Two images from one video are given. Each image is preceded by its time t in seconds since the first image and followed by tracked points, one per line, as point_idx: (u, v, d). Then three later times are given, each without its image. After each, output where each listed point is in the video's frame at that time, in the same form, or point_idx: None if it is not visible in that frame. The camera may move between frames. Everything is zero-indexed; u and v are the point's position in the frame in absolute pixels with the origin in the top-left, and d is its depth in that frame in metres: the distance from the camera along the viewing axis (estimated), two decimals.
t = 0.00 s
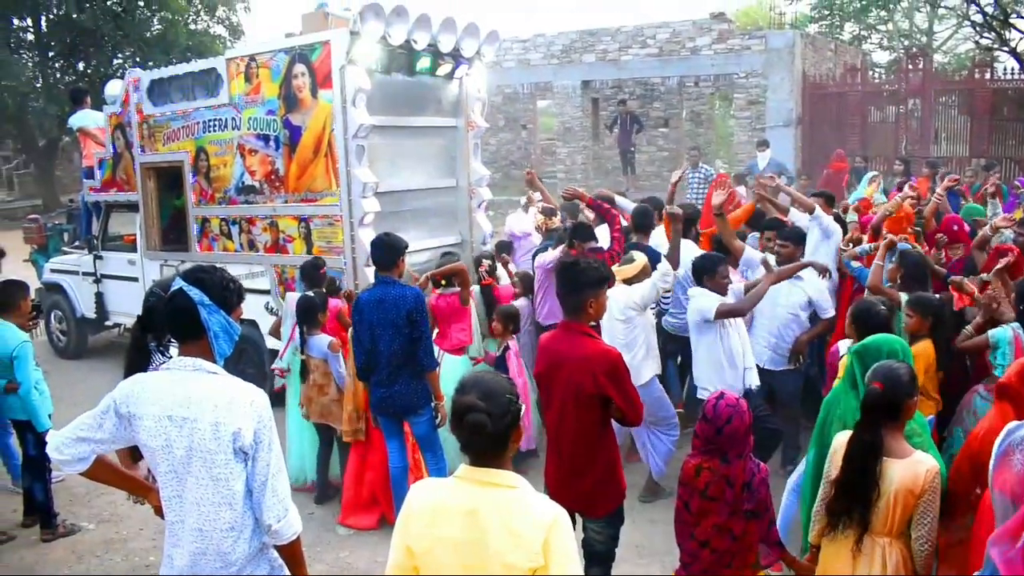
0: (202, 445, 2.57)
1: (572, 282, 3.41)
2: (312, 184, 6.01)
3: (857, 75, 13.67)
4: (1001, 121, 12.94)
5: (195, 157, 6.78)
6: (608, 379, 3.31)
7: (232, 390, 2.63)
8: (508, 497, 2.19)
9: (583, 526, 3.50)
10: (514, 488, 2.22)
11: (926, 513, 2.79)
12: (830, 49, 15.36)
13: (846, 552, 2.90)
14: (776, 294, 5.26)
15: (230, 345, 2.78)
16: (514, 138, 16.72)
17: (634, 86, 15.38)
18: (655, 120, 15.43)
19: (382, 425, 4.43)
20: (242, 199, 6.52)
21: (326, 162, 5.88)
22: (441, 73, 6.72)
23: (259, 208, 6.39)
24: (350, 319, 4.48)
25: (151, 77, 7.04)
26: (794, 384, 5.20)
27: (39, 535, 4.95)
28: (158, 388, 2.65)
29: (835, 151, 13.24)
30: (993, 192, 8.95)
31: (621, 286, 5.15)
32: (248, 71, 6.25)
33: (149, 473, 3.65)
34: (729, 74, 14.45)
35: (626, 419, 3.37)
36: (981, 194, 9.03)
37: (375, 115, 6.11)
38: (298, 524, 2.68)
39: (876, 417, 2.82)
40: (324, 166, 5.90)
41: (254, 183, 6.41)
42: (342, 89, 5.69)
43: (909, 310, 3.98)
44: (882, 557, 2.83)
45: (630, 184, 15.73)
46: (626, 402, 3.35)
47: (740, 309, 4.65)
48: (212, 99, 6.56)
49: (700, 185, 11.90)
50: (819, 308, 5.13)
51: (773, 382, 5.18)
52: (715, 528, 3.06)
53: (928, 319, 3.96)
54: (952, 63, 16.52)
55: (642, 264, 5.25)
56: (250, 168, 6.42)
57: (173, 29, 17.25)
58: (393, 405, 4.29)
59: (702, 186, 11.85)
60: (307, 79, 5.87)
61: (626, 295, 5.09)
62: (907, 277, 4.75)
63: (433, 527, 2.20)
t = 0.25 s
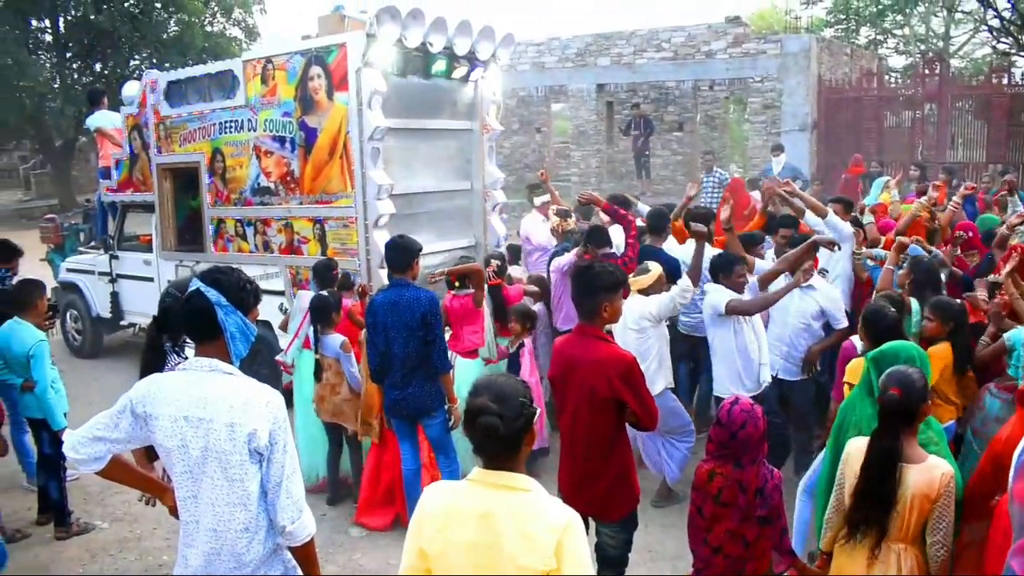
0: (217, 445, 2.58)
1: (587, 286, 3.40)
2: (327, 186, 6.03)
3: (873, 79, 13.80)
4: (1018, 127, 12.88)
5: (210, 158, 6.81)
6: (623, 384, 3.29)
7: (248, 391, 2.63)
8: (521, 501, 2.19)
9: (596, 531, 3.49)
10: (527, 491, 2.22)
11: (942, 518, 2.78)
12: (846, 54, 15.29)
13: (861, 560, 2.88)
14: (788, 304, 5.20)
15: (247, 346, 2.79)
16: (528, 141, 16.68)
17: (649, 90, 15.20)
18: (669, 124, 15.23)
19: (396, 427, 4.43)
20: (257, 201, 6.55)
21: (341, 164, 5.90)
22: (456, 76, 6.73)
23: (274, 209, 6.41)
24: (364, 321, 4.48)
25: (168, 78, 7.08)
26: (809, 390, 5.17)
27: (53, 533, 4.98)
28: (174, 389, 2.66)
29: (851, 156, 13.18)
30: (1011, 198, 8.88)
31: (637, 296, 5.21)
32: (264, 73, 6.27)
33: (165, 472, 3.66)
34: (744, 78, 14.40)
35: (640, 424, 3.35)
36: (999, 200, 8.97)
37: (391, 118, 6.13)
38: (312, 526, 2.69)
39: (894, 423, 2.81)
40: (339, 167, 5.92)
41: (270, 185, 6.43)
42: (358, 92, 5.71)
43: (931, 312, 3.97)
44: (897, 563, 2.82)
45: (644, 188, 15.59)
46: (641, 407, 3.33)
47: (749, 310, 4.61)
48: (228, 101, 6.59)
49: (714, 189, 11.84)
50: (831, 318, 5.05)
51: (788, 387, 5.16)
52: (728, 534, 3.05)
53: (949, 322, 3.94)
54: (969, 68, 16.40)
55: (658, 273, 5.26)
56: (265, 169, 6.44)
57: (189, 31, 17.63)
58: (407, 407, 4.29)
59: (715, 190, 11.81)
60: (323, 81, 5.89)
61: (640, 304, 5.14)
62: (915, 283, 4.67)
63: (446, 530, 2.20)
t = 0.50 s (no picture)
0: (240, 444, 2.60)
1: (607, 289, 3.38)
2: (347, 187, 6.05)
3: (895, 82, 13.43)
4: None
5: (232, 159, 6.86)
6: (643, 388, 3.28)
7: (271, 390, 2.65)
8: (542, 503, 2.19)
9: (616, 534, 3.48)
10: (548, 493, 2.22)
11: (961, 520, 2.81)
12: (868, 57, 15.18)
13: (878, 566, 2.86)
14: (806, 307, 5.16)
15: (269, 346, 2.80)
16: (547, 143, 16.68)
17: (669, 92, 15.16)
18: (689, 126, 15.17)
19: (415, 428, 4.44)
20: (278, 202, 6.58)
21: (362, 165, 5.92)
22: (477, 78, 6.74)
23: (295, 210, 6.45)
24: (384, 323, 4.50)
25: (191, 80, 7.14)
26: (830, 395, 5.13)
27: (75, 529, 5.03)
28: (197, 388, 2.68)
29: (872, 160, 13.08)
30: None
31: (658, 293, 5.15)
32: (286, 75, 6.31)
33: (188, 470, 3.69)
34: (765, 81, 14.34)
35: (661, 427, 3.33)
36: None
37: (412, 119, 6.15)
38: (333, 525, 2.70)
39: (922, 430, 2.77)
40: (359, 169, 5.94)
41: (291, 186, 6.47)
42: (379, 93, 5.73)
43: (959, 323, 3.94)
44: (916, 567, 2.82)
45: (663, 191, 15.66)
46: (662, 410, 3.31)
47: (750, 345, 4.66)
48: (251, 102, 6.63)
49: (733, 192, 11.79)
50: (845, 321, 4.96)
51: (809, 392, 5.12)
52: (748, 538, 3.03)
53: (977, 334, 3.89)
54: (994, 71, 16.21)
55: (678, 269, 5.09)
56: (286, 170, 6.48)
57: (210, 33, 18.26)
58: (426, 408, 4.29)
59: (735, 194, 11.73)
60: (344, 83, 5.92)
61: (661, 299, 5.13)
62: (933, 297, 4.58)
63: (465, 531, 2.20)
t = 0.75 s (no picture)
0: (259, 442, 2.61)
1: (625, 291, 3.35)
2: (366, 187, 6.07)
3: (916, 86, 12.89)
4: None
5: (252, 158, 6.90)
6: (661, 391, 3.25)
7: (290, 389, 2.66)
8: (560, 505, 2.18)
9: (632, 537, 3.46)
10: (566, 495, 2.21)
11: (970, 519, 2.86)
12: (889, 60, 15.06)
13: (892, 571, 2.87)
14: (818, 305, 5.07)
15: (289, 344, 2.80)
16: (565, 145, 16.68)
17: (687, 95, 15.31)
18: (708, 129, 15.34)
19: (431, 428, 4.44)
20: (297, 201, 6.61)
21: (380, 165, 5.94)
22: (496, 79, 6.74)
23: (314, 209, 6.48)
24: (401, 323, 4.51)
25: (211, 79, 7.19)
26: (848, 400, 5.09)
27: (93, 524, 5.07)
28: (217, 385, 2.69)
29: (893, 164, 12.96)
30: None
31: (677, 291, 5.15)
32: (306, 74, 6.34)
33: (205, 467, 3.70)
34: (785, 84, 14.30)
35: (678, 430, 3.30)
36: None
37: (431, 119, 6.15)
38: (350, 524, 2.71)
39: (943, 434, 2.79)
40: (378, 169, 5.96)
41: (310, 185, 6.50)
42: (399, 93, 5.74)
43: (986, 335, 3.87)
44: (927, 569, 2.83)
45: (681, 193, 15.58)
46: (679, 413, 3.28)
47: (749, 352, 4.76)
48: (271, 102, 6.67)
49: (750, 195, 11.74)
50: (858, 321, 4.89)
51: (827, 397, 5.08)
52: (762, 543, 3.00)
53: (1005, 347, 3.80)
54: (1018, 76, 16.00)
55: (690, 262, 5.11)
56: (306, 169, 6.51)
57: (231, 33, 18.21)
58: (443, 408, 4.30)
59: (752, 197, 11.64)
60: (364, 83, 5.94)
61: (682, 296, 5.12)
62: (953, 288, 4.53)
63: (483, 530, 2.20)
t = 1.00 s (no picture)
0: (269, 440, 2.62)
1: (636, 292, 3.33)
2: (376, 187, 6.08)
3: (929, 90, 12.62)
4: None
5: (263, 157, 6.92)
6: (670, 393, 3.22)
7: (301, 388, 2.66)
8: (569, 506, 2.18)
9: (640, 539, 3.45)
10: (575, 496, 2.21)
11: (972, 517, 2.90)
12: (901, 63, 14.98)
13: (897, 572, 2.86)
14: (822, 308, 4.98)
15: (300, 343, 2.80)
16: (575, 145, 16.67)
17: (697, 96, 15.23)
18: (718, 130, 15.24)
19: (440, 429, 4.44)
20: (307, 200, 6.63)
21: (391, 165, 5.95)
22: (507, 80, 6.75)
23: (324, 208, 6.49)
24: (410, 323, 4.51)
25: (223, 78, 7.22)
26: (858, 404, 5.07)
27: (102, 521, 5.10)
28: (228, 384, 2.70)
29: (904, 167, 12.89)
30: None
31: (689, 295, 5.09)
32: (317, 74, 6.36)
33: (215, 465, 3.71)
34: (796, 86, 14.23)
35: (687, 432, 3.27)
36: None
37: (441, 120, 6.16)
38: (360, 524, 2.71)
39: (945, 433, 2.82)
40: (389, 169, 5.97)
41: (320, 184, 6.51)
42: (409, 93, 5.75)
43: (1001, 336, 3.88)
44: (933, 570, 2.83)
45: (691, 195, 15.69)
46: (688, 416, 3.25)
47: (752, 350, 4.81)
48: (282, 101, 6.69)
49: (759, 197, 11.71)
50: (865, 326, 4.81)
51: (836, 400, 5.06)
52: (770, 546, 2.99)
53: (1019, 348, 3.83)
54: None
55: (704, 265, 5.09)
56: (316, 169, 6.52)
57: (242, 32, 18.38)
58: (452, 408, 4.30)
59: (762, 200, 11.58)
60: (375, 83, 5.95)
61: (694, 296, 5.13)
62: (967, 288, 4.51)
63: (492, 530, 2.21)
